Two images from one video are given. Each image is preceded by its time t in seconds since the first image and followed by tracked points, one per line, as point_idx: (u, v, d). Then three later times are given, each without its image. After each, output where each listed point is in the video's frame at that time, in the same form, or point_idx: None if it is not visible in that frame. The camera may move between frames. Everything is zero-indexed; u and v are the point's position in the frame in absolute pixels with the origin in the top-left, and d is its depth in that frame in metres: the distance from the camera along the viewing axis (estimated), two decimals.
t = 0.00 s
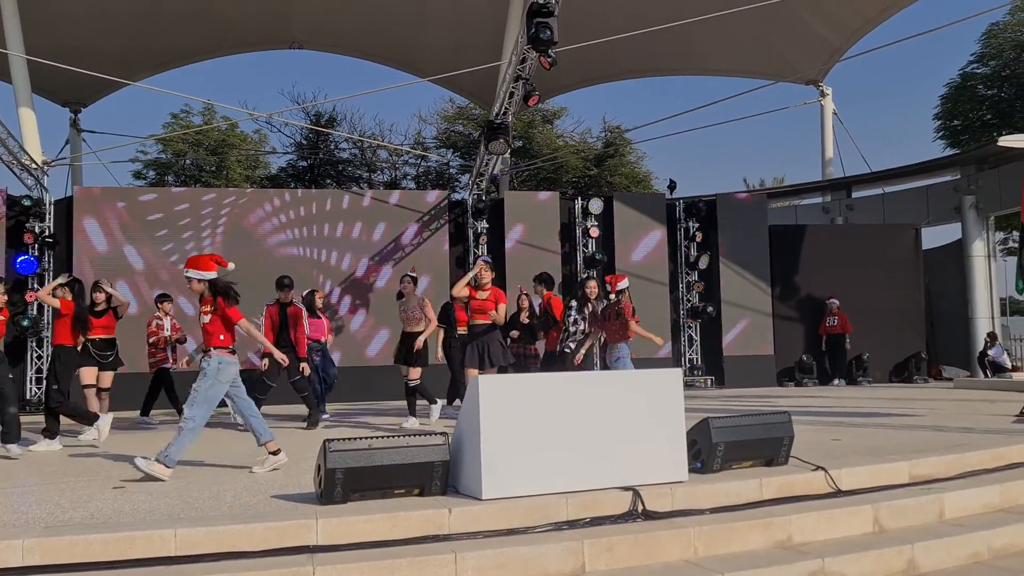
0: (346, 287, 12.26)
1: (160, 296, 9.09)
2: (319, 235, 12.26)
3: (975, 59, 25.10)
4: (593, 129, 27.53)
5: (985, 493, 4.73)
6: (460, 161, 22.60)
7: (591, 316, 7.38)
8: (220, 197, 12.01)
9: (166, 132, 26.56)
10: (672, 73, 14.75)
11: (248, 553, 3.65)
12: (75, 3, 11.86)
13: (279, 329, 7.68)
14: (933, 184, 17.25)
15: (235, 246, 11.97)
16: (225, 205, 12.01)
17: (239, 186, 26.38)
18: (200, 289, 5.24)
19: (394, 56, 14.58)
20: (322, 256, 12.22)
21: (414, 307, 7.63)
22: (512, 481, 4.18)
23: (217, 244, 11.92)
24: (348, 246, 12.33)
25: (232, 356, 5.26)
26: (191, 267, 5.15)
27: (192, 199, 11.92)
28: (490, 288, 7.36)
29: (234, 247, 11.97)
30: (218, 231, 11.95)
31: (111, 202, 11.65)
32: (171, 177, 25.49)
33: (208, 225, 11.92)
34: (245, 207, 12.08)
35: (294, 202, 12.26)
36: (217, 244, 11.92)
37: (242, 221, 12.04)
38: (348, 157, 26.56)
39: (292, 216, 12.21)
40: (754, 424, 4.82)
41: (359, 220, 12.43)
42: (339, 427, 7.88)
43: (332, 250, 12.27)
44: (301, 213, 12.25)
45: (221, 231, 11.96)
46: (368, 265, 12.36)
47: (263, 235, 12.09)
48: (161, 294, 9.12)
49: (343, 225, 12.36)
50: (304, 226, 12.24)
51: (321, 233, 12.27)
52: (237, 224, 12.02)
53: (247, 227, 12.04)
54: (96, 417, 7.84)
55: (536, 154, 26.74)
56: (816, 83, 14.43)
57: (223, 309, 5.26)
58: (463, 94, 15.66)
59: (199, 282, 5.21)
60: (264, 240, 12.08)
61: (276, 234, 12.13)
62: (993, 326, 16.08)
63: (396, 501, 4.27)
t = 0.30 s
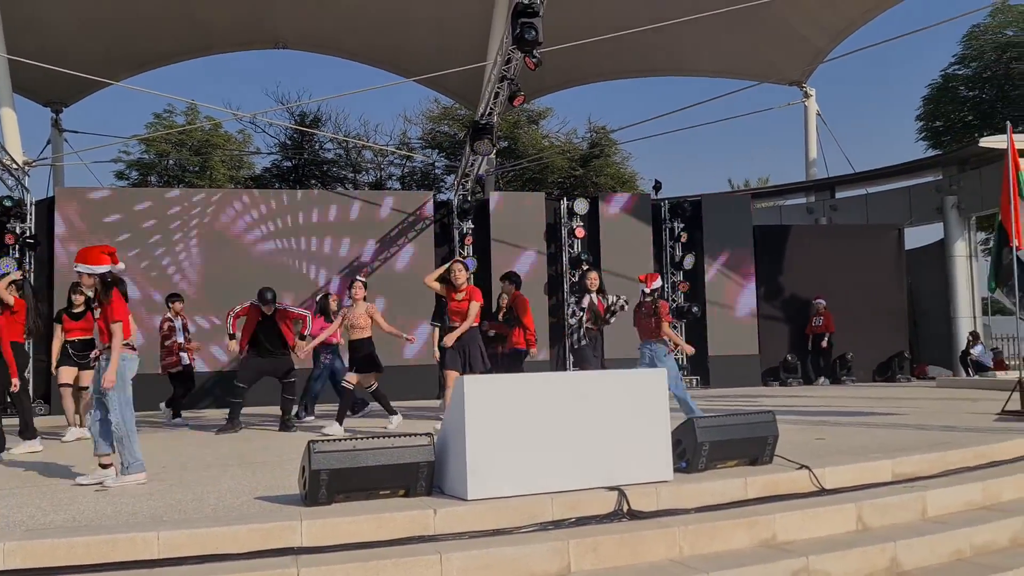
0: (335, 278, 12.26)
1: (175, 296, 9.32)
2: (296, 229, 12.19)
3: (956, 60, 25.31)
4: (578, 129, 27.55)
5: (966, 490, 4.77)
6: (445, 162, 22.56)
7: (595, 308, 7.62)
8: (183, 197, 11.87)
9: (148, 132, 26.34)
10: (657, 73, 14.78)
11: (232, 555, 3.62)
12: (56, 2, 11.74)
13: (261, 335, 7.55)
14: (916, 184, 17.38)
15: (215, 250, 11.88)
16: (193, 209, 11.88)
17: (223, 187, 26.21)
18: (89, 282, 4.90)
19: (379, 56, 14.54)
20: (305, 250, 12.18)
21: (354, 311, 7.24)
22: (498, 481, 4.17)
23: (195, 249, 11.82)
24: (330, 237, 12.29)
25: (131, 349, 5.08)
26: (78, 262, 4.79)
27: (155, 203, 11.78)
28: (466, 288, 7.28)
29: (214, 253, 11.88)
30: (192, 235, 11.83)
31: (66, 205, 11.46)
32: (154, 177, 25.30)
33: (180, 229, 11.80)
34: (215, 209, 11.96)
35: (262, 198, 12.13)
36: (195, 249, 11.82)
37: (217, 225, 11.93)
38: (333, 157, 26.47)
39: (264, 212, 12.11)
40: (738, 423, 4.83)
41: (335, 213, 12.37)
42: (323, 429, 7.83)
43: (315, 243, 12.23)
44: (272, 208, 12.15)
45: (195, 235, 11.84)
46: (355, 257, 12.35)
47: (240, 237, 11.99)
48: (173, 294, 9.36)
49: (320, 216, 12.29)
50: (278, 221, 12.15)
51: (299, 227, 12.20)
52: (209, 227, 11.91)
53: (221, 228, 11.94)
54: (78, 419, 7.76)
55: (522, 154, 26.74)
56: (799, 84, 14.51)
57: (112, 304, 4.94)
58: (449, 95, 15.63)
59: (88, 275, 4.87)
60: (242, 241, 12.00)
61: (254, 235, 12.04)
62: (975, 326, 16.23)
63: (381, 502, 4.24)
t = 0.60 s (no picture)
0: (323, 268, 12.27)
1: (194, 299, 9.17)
2: (271, 221, 12.15)
3: (941, 61, 25.46)
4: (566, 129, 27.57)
5: (950, 488, 4.80)
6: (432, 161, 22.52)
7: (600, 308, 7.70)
8: (147, 202, 11.76)
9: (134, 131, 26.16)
10: (644, 73, 14.80)
11: (218, 556, 3.59)
12: None
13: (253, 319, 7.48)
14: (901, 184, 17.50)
15: (195, 253, 11.81)
16: (162, 214, 11.77)
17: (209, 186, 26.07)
18: None
19: (366, 56, 14.50)
20: (288, 245, 12.17)
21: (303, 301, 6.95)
22: (485, 480, 4.15)
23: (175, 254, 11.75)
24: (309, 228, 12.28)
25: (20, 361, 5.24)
26: None
27: (120, 212, 11.65)
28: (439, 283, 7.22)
29: (194, 257, 11.81)
30: (166, 240, 11.75)
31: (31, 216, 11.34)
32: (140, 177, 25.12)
33: (152, 235, 11.71)
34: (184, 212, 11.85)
35: (230, 196, 12.03)
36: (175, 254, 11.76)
37: (191, 227, 11.84)
38: (320, 156, 26.38)
39: (235, 210, 12.03)
40: (725, 422, 4.85)
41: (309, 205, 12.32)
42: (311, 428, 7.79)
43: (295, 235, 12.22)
44: (242, 204, 12.07)
45: (169, 240, 11.76)
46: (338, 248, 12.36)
47: (218, 239, 11.91)
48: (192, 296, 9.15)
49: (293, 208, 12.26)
50: (251, 215, 12.09)
51: (274, 220, 12.16)
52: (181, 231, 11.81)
53: (196, 230, 11.84)
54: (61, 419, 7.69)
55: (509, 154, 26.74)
56: (786, 84, 14.56)
57: None
58: (436, 94, 15.59)
59: None
60: (220, 241, 11.92)
61: (232, 235, 11.97)
62: (959, 325, 16.37)
63: (368, 502, 4.22)
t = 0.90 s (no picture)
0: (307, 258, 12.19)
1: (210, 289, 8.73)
2: (247, 214, 12.06)
3: (931, 60, 25.59)
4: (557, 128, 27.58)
5: (939, 484, 4.82)
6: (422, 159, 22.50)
7: (602, 300, 7.48)
8: (116, 209, 11.64)
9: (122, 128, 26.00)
10: (634, 72, 14.80)
11: (205, 553, 3.56)
12: None
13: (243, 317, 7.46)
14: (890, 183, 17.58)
15: (177, 254, 11.76)
16: (136, 217, 11.69)
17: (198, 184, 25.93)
18: None
19: (356, 53, 14.45)
20: (269, 238, 12.09)
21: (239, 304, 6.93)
22: (475, 478, 4.14)
23: (157, 258, 11.68)
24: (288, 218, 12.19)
25: None
26: None
27: (88, 222, 11.52)
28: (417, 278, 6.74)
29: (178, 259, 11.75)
30: (143, 245, 11.66)
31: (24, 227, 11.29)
32: (128, 174, 24.97)
33: (129, 240, 11.62)
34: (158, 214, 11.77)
35: (201, 193, 11.95)
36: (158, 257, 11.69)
37: (168, 229, 11.77)
38: (310, 154, 26.29)
39: (209, 206, 11.94)
40: (715, 418, 4.85)
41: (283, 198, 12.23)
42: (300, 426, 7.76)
43: (274, 227, 12.13)
44: (215, 199, 11.99)
45: (147, 244, 11.67)
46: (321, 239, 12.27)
47: (197, 238, 11.85)
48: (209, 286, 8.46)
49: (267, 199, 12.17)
50: (225, 208, 12.00)
51: (249, 212, 12.07)
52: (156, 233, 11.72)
53: (173, 231, 11.78)
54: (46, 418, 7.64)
55: (500, 152, 26.72)
56: (776, 83, 14.60)
57: None
58: (426, 92, 15.56)
59: None
60: (199, 240, 11.86)
61: (216, 235, 11.92)
62: (948, 323, 16.47)
63: (357, 500, 4.20)
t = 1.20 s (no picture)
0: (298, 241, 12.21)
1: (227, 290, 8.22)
2: (226, 204, 12.00)
3: (927, 59, 25.65)
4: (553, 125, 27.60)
5: (935, 480, 4.83)
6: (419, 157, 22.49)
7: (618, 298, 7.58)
8: (92, 214, 11.48)
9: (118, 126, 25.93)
10: (631, 70, 14.81)
11: (201, 548, 3.55)
12: None
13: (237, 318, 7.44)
14: (886, 181, 17.62)
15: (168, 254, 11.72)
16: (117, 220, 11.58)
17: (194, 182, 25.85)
18: None
19: (353, 51, 14.43)
20: (259, 232, 12.05)
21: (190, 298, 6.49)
22: (472, 474, 4.14)
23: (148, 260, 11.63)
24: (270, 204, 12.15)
25: None
26: None
27: (60, 231, 11.33)
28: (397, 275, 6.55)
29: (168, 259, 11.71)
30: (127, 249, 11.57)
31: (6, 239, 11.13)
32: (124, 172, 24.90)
33: (112, 245, 11.51)
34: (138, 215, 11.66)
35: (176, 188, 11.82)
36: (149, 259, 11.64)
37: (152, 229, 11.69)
38: (306, 152, 26.26)
39: (190, 201, 11.85)
40: (711, 415, 4.85)
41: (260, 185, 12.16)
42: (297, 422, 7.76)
43: (258, 215, 12.09)
44: (194, 193, 11.89)
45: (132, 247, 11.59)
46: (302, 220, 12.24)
47: (185, 234, 11.79)
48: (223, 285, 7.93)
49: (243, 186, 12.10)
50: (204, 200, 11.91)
51: (231, 202, 12.01)
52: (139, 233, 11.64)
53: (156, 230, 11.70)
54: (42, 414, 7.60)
55: (497, 150, 26.72)
56: (772, 82, 14.62)
57: None
58: (422, 90, 15.54)
59: None
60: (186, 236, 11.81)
61: (206, 231, 11.87)
62: (944, 321, 16.53)
63: (354, 496, 4.20)
